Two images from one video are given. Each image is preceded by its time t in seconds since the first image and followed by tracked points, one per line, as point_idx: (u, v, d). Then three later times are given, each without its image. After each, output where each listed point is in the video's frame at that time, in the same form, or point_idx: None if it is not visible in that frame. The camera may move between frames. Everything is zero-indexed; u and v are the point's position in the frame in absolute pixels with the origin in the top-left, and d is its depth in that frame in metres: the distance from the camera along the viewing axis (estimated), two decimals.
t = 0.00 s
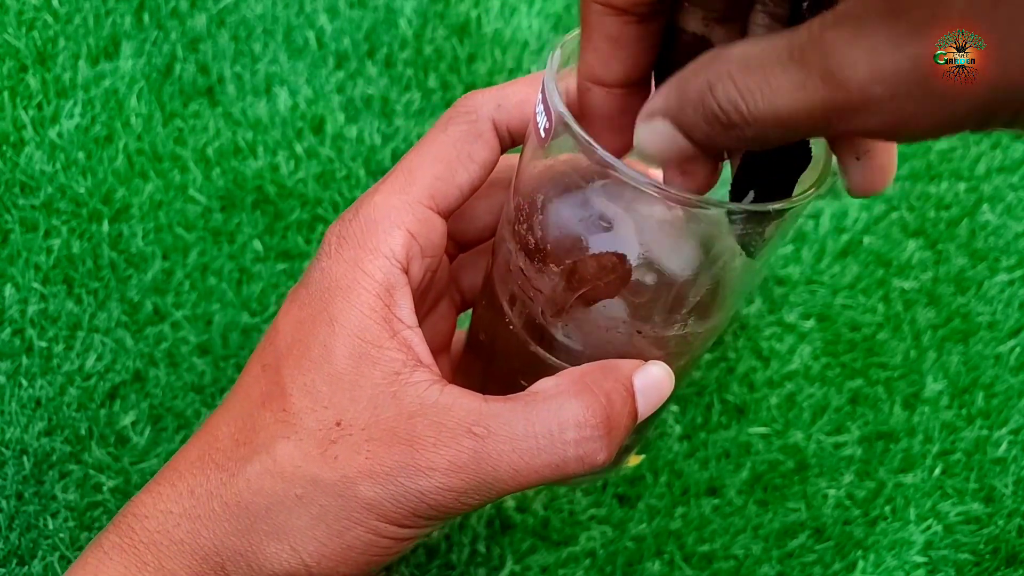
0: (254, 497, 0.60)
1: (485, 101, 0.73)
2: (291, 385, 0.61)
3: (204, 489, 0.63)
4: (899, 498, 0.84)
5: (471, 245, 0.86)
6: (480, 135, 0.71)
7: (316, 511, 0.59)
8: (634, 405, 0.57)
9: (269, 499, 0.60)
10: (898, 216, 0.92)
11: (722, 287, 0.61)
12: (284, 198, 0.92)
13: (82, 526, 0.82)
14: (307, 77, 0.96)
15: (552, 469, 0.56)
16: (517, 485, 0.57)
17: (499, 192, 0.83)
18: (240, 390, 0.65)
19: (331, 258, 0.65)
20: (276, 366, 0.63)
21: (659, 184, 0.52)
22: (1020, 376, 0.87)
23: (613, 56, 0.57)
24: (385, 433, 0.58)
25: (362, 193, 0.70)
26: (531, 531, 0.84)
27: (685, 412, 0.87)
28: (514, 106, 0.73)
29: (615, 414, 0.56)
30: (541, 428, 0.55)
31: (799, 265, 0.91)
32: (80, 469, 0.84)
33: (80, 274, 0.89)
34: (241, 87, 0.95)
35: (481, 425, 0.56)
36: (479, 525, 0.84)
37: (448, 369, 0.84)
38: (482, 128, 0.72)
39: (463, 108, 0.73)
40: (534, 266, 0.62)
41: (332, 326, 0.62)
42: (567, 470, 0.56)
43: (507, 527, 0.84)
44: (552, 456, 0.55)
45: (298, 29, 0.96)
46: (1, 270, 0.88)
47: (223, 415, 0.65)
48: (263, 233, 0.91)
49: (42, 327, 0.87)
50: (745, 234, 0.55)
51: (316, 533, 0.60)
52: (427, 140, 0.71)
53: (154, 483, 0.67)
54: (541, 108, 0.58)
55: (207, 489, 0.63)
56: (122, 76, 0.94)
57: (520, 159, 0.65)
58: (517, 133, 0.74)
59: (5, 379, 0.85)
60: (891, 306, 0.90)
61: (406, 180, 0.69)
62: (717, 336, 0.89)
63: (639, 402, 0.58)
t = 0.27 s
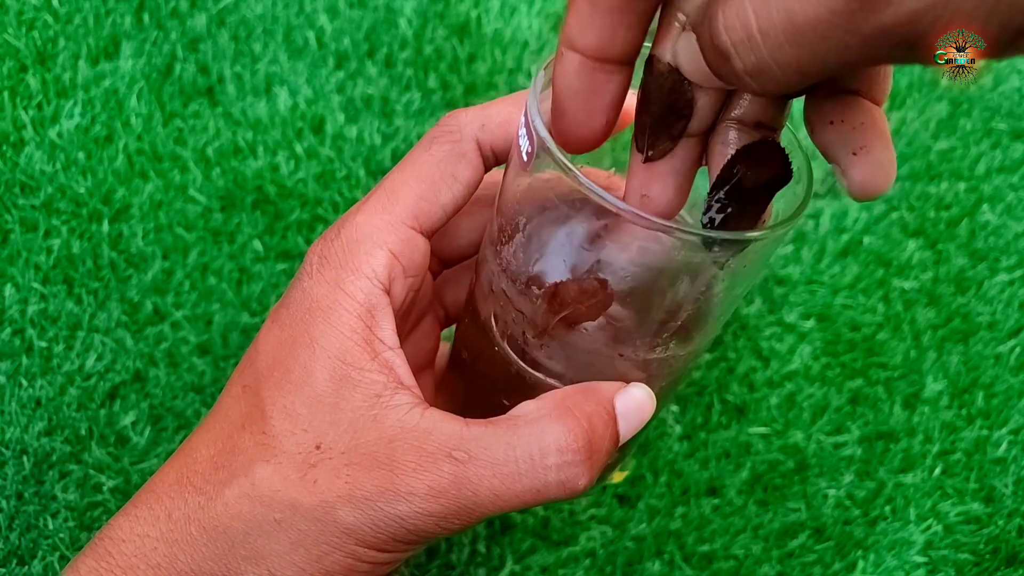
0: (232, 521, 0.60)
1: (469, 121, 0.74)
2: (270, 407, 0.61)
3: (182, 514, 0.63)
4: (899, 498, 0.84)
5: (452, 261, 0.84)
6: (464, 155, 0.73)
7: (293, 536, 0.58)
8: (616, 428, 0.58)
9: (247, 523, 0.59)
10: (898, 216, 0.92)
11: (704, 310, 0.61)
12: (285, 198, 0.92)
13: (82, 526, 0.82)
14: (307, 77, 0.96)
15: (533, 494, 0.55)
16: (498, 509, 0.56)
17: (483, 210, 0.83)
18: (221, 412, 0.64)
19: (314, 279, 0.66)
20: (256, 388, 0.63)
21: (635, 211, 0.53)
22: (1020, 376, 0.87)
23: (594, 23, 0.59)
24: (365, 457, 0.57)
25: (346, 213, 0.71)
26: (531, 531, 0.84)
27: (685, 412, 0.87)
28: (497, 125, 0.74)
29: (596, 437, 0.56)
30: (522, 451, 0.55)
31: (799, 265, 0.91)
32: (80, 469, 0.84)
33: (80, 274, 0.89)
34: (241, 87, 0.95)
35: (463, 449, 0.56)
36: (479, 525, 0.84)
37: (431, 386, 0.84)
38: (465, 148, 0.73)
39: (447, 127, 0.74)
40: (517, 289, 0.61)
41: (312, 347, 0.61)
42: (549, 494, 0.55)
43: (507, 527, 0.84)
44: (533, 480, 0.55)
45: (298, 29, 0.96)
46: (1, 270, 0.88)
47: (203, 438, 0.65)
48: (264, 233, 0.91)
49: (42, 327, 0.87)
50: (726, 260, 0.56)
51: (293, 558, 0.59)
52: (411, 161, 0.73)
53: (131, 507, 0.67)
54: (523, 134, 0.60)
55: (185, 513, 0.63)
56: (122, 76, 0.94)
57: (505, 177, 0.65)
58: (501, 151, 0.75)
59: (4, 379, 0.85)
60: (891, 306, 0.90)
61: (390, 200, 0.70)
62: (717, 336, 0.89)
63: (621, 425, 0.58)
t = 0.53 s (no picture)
0: (214, 523, 0.60)
1: (453, 120, 0.72)
2: (252, 409, 0.60)
3: (164, 514, 0.63)
4: (899, 498, 0.84)
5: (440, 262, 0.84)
6: (448, 154, 0.71)
7: (274, 538, 0.59)
8: (601, 431, 0.58)
9: (229, 525, 0.60)
10: (898, 216, 0.92)
11: (691, 313, 0.60)
12: (285, 198, 0.92)
13: (82, 526, 0.82)
14: (307, 77, 0.96)
15: (515, 497, 0.56)
16: (480, 512, 0.57)
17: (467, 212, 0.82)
18: (203, 413, 0.64)
19: (295, 280, 0.65)
20: (238, 389, 0.62)
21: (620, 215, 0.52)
22: (1020, 376, 0.87)
23: None
24: (348, 459, 0.57)
25: (329, 213, 0.70)
26: (531, 531, 0.84)
27: (685, 412, 0.87)
28: (481, 125, 0.72)
29: (579, 440, 0.56)
30: (505, 454, 0.55)
31: (799, 265, 0.91)
32: (80, 469, 0.84)
33: (80, 274, 0.89)
34: (241, 87, 0.95)
35: (446, 451, 0.56)
36: (479, 525, 0.84)
37: (419, 387, 0.82)
38: (450, 147, 0.71)
39: (431, 126, 0.72)
40: (500, 292, 0.61)
41: (293, 349, 0.61)
42: (531, 496, 0.56)
43: (507, 527, 0.84)
44: (515, 483, 0.55)
45: (298, 29, 0.96)
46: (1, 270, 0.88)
47: (186, 439, 0.65)
48: (263, 233, 0.91)
49: (42, 327, 0.87)
50: (711, 262, 0.54)
51: (274, 560, 0.59)
52: (394, 160, 0.71)
53: (113, 507, 0.67)
54: (506, 135, 0.58)
55: (167, 514, 0.63)
56: (121, 76, 0.94)
57: (488, 177, 0.63)
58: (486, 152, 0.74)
59: (5, 379, 0.85)
60: (891, 306, 0.90)
61: (372, 202, 0.68)
62: (717, 336, 0.89)
63: (607, 427, 0.58)
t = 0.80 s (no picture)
0: (213, 520, 0.60)
1: (459, 115, 0.73)
2: (253, 405, 0.61)
3: (164, 511, 0.63)
4: (899, 498, 0.84)
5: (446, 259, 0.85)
6: (453, 150, 0.72)
7: (274, 535, 0.58)
8: (606, 430, 0.57)
9: (228, 522, 0.59)
10: (898, 216, 0.92)
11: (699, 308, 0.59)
12: (285, 197, 0.92)
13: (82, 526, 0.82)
14: (307, 77, 0.96)
15: (517, 496, 0.55)
16: (481, 511, 0.56)
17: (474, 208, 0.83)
18: (205, 410, 0.64)
19: (299, 276, 0.65)
20: (239, 385, 0.63)
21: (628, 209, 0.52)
22: (1020, 376, 0.87)
23: None
24: (348, 457, 0.57)
25: (333, 209, 0.71)
26: (532, 531, 0.84)
27: (685, 412, 0.87)
28: (487, 120, 0.73)
29: (584, 439, 0.55)
30: (508, 452, 0.55)
31: (799, 265, 0.91)
32: (80, 469, 0.84)
33: (80, 274, 0.89)
34: (241, 87, 0.95)
35: (448, 449, 0.56)
36: (479, 525, 0.84)
37: (425, 387, 0.83)
38: (455, 143, 0.72)
39: (436, 122, 0.73)
40: (506, 288, 0.60)
41: (295, 345, 0.61)
42: (535, 496, 0.55)
43: (507, 527, 0.84)
44: (518, 482, 0.55)
45: (298, 29, 0.96)
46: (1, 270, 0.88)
47: (187, 436, 0.65)
48: (264, 233, 0.91)
49: (42, 327, 0.87)
50: (720, 255, 0.55)
51: (274, 558, 0.59)
52: (400, 157, 0.72)
53: (114, 504, 0.67)
54: (511, 128, 0.58)
55: (167, 510, 0.63)
56: (122, 76, 0.94)
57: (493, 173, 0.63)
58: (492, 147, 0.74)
59: (4, 379, 0.86)
60: (891, 306, 0.90)
61: (376, 198, 0.69)
62: (717, 336, 0.89)
63: (612, 425, 0.57)
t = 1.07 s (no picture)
0: (188, 521, 0.59)
1: (426, 108, 0.72)
2: (225, 404, 0.60)
3: (139, 513, 0.62)
4: (899, 498, 0.84)
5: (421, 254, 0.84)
6: (420, 143, 0.71)
7: (249, 534, 0.58)
8: (581, 416, 0.56)
9: (203, 523, 0.59)
10: (898, 216, 0.92)
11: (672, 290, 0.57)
12: (284, 197, 0.92)
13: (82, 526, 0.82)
14: (307, 77, 0.96)
15: (493, 485, 0.55)
16: (458, 502, 0.56)
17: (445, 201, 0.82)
18: (178, 411, 0.64)
19: (268, 272, 0.64)
20: (211, 385, 0.62)
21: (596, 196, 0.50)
22: (1020, 376, 0.87)
23: None
24: (321, 452, 0.56)
25: (301, 206, 0.70)
26: (531, 531, 0.83)
27: (685, 412, 0.87)
28: (455, 112, 0.72)
29: (557, 425, 0.55)
30: (481, 441, 0.54)
31: (799, 265, 0.91)
32: (80, 469, 0.84)
33: (80, 274, 0.89)
34: (241, 87, 0.95)
35: (421, 441, 0.55)
36: (479, 525, 0.84)
37: (404, 382, 0.82)
38: (422, 136, 0.72)
39: (403, 115, 0.73)
40: (477, 280, 0.59)
41: (266, 343, 0.60)
42: (510, 484, 0.55)
43: (507, 527, 0.84)
44: (493, 470, 0.54)
45: (298, 29, 0.97)
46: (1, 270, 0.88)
47: (160, 437, 0.64)
48: (263, 233, 0.91)
49: (42, 327, 0.87)
50: (690, 241, 0.53)
51: (250, 557, 0.59)
52: (368, 151, 0.71)
53: (90, 508, 0.67)
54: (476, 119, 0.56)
55: (141, 513, 0.62)
56: (122, 76, 0.94)
57: (460, 167, 0.61)
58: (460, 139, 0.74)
59: (4, 379, 0.86)
60: (891, 306, 0.90)
61: (343, 194, 0.68)
62: (717, 336, 0.89)
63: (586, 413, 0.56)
